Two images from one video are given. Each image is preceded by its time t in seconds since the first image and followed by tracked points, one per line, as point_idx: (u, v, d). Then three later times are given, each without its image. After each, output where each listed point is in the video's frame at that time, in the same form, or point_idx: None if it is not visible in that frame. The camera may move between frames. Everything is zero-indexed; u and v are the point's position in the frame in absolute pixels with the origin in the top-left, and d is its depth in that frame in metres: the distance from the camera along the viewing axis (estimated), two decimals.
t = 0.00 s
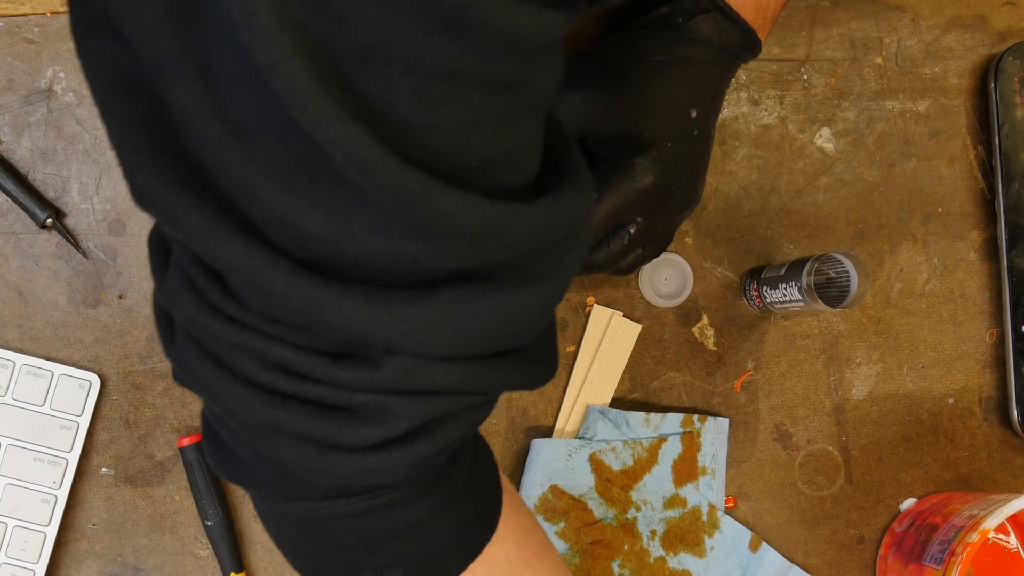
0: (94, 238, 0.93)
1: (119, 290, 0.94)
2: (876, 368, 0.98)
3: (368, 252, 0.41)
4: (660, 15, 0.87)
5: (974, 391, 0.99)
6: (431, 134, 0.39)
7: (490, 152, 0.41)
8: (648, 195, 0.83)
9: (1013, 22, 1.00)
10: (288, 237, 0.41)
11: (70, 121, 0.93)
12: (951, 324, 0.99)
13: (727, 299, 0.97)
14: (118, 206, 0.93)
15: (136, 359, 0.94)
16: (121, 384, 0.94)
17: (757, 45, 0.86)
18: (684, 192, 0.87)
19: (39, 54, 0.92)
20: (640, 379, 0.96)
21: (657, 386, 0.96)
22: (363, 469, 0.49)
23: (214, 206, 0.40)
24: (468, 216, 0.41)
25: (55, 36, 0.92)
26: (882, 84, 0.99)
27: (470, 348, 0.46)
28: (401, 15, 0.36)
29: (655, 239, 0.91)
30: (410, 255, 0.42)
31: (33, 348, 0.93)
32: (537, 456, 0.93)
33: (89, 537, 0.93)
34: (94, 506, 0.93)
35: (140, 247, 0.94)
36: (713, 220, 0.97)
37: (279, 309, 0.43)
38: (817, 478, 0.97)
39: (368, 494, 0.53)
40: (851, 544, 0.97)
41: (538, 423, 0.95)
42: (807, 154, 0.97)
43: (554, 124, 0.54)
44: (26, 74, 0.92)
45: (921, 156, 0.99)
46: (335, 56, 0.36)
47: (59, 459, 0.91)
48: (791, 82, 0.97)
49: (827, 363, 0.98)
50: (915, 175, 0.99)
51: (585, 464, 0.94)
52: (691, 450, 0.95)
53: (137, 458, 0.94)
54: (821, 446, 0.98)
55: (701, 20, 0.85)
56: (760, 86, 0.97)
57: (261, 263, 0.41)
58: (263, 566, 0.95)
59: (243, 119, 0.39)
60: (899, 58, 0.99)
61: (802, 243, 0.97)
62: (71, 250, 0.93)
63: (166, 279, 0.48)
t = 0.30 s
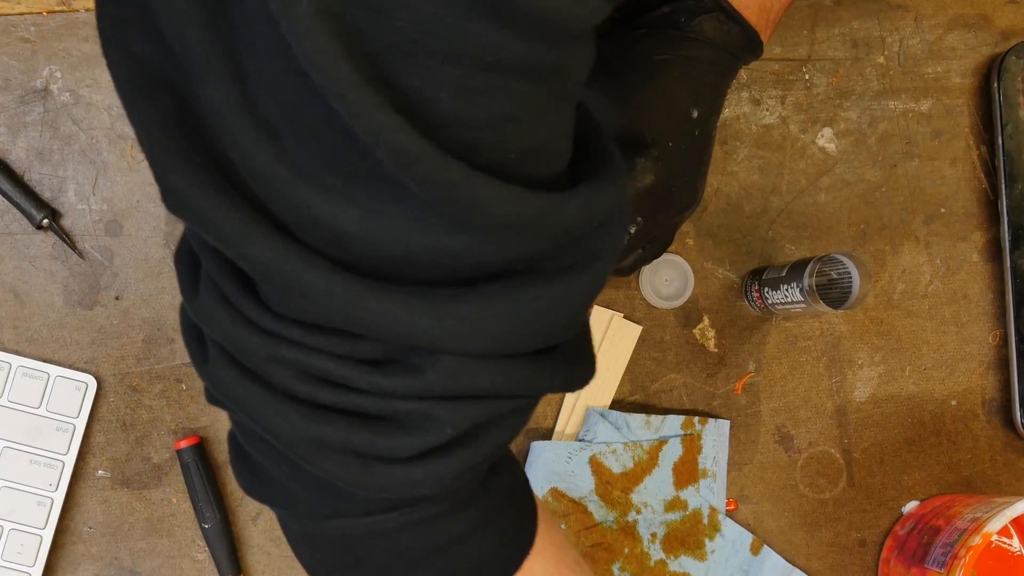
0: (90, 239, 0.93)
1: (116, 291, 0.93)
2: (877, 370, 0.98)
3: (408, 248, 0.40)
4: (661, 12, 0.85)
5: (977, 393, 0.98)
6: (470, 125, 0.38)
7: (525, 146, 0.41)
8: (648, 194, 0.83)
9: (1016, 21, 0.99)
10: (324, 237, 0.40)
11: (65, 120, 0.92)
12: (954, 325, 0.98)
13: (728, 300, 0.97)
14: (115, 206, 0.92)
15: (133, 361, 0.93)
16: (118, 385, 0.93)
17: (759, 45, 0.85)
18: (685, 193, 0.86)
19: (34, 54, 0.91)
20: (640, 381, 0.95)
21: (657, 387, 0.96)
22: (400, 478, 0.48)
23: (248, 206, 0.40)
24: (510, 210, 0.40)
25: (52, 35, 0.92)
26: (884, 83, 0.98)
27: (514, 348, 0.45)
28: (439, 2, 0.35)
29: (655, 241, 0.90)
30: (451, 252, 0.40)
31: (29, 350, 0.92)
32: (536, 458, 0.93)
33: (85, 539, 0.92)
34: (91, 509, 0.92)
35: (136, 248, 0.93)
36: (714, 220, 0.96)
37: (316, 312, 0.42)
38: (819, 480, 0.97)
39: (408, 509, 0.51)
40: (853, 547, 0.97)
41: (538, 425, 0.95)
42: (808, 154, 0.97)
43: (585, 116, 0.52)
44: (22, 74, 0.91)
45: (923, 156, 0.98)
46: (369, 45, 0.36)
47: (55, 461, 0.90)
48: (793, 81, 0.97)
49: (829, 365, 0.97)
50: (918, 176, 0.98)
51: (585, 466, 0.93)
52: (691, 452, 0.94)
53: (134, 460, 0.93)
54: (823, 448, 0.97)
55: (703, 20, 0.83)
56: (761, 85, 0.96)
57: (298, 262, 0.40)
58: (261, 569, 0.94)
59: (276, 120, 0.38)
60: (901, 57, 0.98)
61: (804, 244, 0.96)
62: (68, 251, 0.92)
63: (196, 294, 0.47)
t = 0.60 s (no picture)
0: (87, 240, 0.92)
1: (112, 293, 0.92)
2: (880, 372, 0.97)
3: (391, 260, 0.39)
4: (662, 14, 0.86)
5: (980, 395, 0.97)
6: (456, 135, 0.38)
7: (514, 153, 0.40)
8: (649, 195, 0.81)
9: (1019, 20, 0.99)
10: (306, 246, 0.39)
11: (62, 121, 0.91)
12: (957, 327, 0.97)
13: (729, 301, 0.96)
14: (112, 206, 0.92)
15: (130, 362, 0.92)
16: (114, 387, 0.92)
17: (760, 46, 0.85)
18: (685, 194, 0.84)
19: (31, 53, 0.91)
20: (641, 382, 0.95)
21: (658, 389, 0.95)
22: (380, 490, 0.47)
23: (231, 214, 0.39)
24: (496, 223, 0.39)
25: (48, 34, 0.91)
26: (886, 83, 0.97)
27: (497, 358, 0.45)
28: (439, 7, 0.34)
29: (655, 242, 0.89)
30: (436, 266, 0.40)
31: (25, 351, 0.91)
32: (536, 461, 0.92)
33: (81, 542, 0.91)
34: (87, 512, 0.91)
35: (133, 249, 0.93)
36: (715, 221, 0.95)
37: (298, 321, 0.42)
38: (821, 483, 0.96)
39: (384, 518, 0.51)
40: (855, 551, 0.96)
41: (538, 427, 0.94)
42: (810, 154, 0.96)
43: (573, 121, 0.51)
44: (18, 73, 0.90)
45: (926, 156, 0.98)
46: (358, 51, 0.35)
47: (51, 463, 0.89)
48: (794, 81, 0.96)
49: (830, 366, 0.97)
50: (920, 176, 0.97)
51: (585, 469, 0.93)
52: (692, 455, 0.93)
53: (131, 463, 0.92)
54: (825, 450, 0.96)
55: (704, 21, 0.83)
56: (763, 85, 0.96)
57: (282, 271, 0.39)
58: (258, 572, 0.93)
59: (259, 126, 0.37)
60: (903, 57, 0.98)
61: (806, 245, 0.96)
62: (64, 252, 0.92)
63: (174, 299, 0.46)
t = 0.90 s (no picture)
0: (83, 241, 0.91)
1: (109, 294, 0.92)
2: (882, 374, 0.96)
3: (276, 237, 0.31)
4: (660, 14, 0.86)
5: (983, 397, 0.97)
6: (340, 49, 0.29)
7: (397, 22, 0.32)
8: (649, 198, 0.82)
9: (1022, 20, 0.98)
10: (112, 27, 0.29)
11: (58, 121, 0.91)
12: (960, 329, 0.97)
13: (730, 302, 0.95)
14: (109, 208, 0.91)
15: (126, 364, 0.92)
16: (112, 389, 0.91)
17: (760, 47, 0.84)
18: (686, 196, 0.84)
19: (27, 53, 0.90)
20: (642, 385, 0.94)
21: (658, 392, 0.94)
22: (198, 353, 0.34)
23: None
24: (391, 155, 0.31)
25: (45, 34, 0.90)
26: (888, 82, 0.97)
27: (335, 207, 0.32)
28: None
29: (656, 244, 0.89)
30: (334, 237, 0.31)
31: (21, 353, 0.90)
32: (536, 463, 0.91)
33: (78, 546, 0.90)
34: (83, 514, 0.91)
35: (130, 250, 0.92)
36: (716, 222, 0.95)
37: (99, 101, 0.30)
38: (823, 485, 0.95)
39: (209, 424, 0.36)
40: (857, 554, 0.95)
41: (538, 429, 0.93)
42: (812, 155, 0.96)
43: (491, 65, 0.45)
44: (14, 73, 0.90)
45: (929, 157, 0.97)
46: None
47: (47, 466, 0.89)
48: (796, 81, 0.95)
49: (832, 368, 0.96)
50: (923, 176, 0.97)
51: (585, 472, 0.92)
52: (694, 457, 0.93)
53: (127, 465, 0.91)
54: (827, 453, 0.96)
55: (702, 21, 0.83)
56: (765, 84, 0.95)
57: (158, 247, 0.31)
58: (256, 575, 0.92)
59: None
60: (906, 56, 0.97)
61: (808, 246, 0.95)
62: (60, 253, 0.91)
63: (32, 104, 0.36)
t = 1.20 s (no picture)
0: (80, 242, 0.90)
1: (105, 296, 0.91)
2: (884, 376, 0.96)
3: None
4: (657, 13, 0.85)
5: (986, 399, 0.96)
6: None
7: None
8: (648, 197, 0.81)
9: None
10: None
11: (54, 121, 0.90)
12: (963, 330, 0.96)
13: (732, 304, 0.95)
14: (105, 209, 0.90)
15: (123, 366, 0.91)
16: (108, 391, 0.91)
17: (757, 48, 0.84)
18: (685, 195, 0.83)
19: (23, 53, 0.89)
20: (643, 387, 0.94)
21: (659, 394, 0.94)
22: None
23: None
24: None
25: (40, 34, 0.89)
26: (891, 82, 0.96)
27: None
28: None
29: (654, 245, 0.88)
30: None
31: (17, 355, 0.90)
32: (535, 466, 0.90)
33: (74, 549, 0.89)
34: (79, 517, 0.90)
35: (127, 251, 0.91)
36: (717, 223, 0.94)
37: None
38: (825, 488, 0.94)
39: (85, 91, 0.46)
40: (859, 557, 0.94)
41: (538, 431, 0.93)
42: (814, 155, 0.95)
43: None
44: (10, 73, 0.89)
45: (931, 157, 0.96)
46: None
47: (44, 468, 0.88)
48: (798, 80, 0.95)
49: (834, 370, 0.95)
50: (926, 177, 0.96)
51: (585, 474, 0.91)
52: (694, 460, 0.92)
53: (124, 468, 0.91)
54: (829, 455, 0.95)
55: (699, 19, 0.83)
56: (766, 84, 0.94)
57: None
58: None
59: None
60: (909, 55, 0.96)
61: (810, 247, 0.95)
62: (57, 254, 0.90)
63: None
